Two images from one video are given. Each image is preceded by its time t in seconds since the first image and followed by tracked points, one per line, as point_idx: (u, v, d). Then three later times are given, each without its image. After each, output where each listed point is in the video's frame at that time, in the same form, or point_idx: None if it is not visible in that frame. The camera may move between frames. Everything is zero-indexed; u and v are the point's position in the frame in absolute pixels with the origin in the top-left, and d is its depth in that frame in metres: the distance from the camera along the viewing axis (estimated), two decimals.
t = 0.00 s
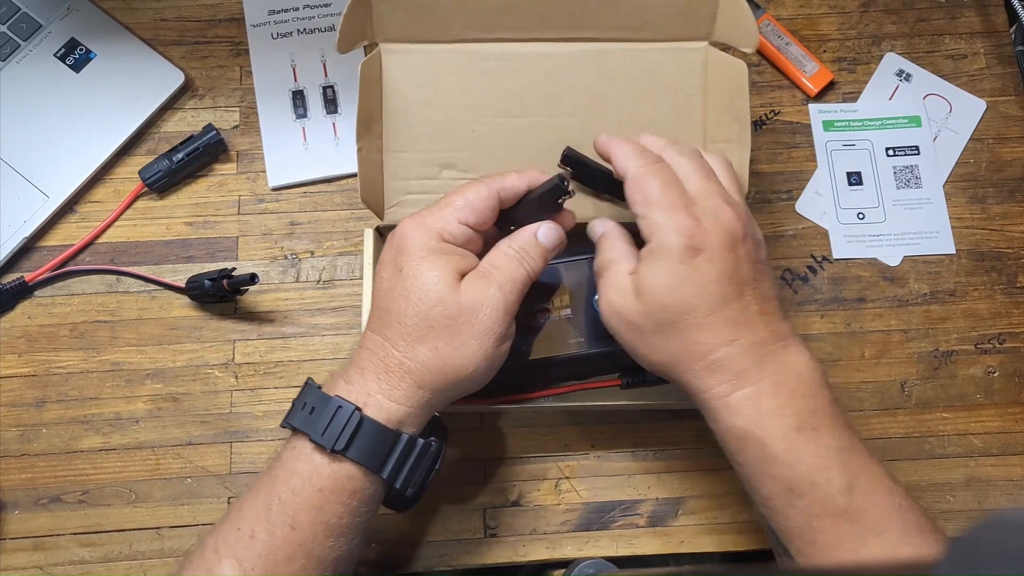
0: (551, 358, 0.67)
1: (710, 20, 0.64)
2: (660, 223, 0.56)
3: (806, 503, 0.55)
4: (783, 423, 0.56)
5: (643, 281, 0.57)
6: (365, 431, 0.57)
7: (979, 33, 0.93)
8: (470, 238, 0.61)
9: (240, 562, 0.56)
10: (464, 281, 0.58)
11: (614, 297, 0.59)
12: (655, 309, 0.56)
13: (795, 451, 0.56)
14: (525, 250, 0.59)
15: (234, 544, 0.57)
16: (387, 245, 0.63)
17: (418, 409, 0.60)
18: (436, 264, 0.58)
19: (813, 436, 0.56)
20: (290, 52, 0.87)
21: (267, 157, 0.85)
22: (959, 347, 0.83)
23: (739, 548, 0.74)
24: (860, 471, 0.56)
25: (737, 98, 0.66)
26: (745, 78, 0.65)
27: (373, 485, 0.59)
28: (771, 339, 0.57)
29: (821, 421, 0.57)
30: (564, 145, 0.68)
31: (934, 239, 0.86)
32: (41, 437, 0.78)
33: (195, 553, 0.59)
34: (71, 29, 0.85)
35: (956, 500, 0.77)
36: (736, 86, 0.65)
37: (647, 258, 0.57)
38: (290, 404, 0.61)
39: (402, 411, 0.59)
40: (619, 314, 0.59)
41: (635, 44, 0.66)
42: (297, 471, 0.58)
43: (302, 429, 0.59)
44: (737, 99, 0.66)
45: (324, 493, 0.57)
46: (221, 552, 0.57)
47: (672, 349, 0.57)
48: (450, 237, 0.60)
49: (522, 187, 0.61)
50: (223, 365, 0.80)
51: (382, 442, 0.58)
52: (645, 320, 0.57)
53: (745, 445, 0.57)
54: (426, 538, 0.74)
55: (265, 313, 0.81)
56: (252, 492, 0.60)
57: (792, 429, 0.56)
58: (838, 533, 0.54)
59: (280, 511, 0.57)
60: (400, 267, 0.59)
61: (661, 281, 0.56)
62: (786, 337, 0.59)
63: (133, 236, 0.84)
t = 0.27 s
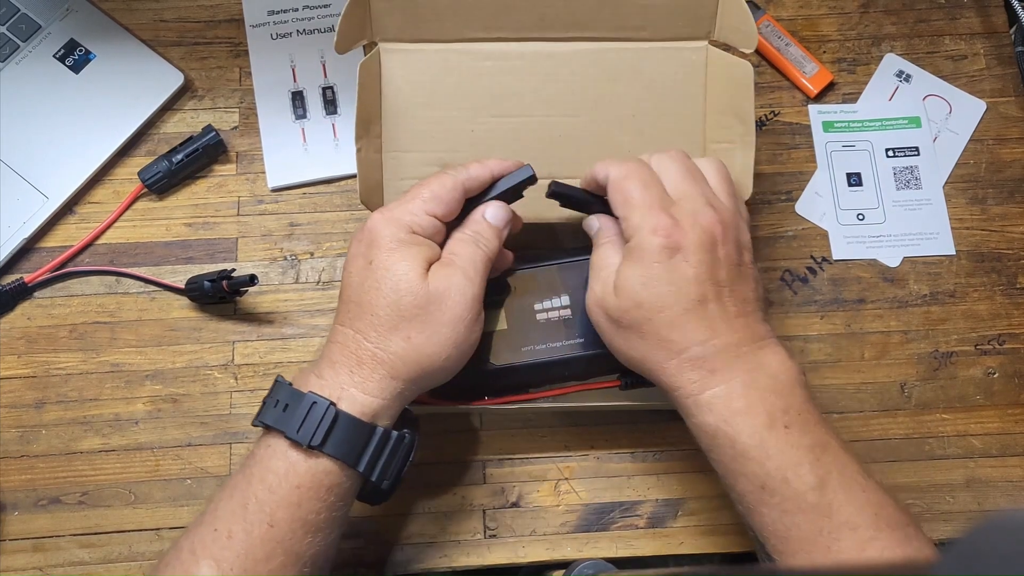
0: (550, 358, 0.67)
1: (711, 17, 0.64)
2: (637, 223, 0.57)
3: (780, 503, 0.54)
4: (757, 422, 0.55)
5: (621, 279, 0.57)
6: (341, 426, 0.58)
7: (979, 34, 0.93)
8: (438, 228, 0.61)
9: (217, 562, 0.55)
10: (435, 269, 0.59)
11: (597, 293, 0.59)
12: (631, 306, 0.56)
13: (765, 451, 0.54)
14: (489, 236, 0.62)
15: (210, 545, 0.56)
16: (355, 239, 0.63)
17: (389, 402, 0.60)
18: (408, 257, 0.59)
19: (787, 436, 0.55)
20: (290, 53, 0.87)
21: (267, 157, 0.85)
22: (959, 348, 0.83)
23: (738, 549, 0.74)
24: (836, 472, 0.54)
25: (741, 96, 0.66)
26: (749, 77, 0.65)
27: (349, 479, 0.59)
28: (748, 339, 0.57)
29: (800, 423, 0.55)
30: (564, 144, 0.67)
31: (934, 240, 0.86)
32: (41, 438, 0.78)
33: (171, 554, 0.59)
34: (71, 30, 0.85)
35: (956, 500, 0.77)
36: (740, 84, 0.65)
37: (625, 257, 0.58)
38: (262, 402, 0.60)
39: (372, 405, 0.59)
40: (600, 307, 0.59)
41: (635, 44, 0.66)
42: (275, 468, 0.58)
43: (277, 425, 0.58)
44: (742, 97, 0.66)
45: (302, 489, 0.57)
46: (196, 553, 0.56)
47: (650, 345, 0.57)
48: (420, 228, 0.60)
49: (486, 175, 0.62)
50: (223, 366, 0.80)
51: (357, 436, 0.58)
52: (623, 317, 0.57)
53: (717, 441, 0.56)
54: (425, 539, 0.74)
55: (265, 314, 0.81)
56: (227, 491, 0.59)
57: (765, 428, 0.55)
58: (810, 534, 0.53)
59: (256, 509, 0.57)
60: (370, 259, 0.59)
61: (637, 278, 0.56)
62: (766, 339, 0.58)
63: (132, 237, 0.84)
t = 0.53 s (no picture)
0: (550, 355, 0.68)
1: (716, 18, 0.64)
2: (696, 235, 0.59)
3: (834, 504, 0.59)
4: (815, 422, 0.60)
5: (682, 290, 0.59)
6: (349, 420, 0.58)
7: (979, 34, 0.93)
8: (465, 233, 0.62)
9: (219, 553, 0.55)
10: (458, 274, 0.60)
11: (651, 304, 0.60)
12: (699, 318, 0.58)
13: (825, 451, 0.60)
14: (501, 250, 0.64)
15: (210, 535, 0.56)
16: (378, 228, 0.62)
17: (392, 399, 0.61)
18: (438, 258, 0.59)
19: (841, 435, 0.61)
20: (290, 52, 0.87)
21: (267, 157, 0.85)
22: (959, 347, 0.83)
23: (739, 549, 0.74)
24: (880, 473, 0.61)
25: (736, 104, 0.66)
26: (741, 84, 0.64)
27: (350, 470, 0.60)
28: (790, 344, 0.62)
29: (845, 421, 0.62)
30: (564, 145, 0.68)
31: (934, 240, 0.86)
32: (41, 437, 0.78)
33: (163, 543, 0.58)
34: (71, 29, 0.85)
35: (957, 500, 0.77)
36: (735, 91, 0.65)
37: (684, 268, 0.59)
38: (263, 390, 0.60)
39: (378, 401, 0.60)
40: (656, 318, 0.60)
41: (636, 43, 0.66)
42: (278, 459, 0.58)
43: (280, 415, 0.58)
44: (735, 103, 0.66)
45: (307, 481, 0.58)
46: (195, 542, 0.56)
47: (708, 355, 0.60)
48: (448, 231, 0.60)
49: (516, 193, 0.65)
50: (223, 365, 0.80)
51: (362, 430, 0.58)
52: (688, 328, 0.59)
53: (777, 444, 0.60)
54: (426, 539, 0.74)
55: (265, 313, 0.81)
56: (225, 480, 0.59)
57: (822, 427, 0.60)
58: (867, 533, 0.58)
59: (260, 499, 0.57)
60: (399, 254, 0.59)
61: (704, 289, 0.58)
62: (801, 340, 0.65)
63: (133, 236, 0.84)
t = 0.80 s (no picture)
0: (550, 356, 0.68)
1: (717, 19, 0.64)
2: (693, 240, 0.58)
3: (831, 506, 0.59)
4: (810, 425, 0.61)
5: (678, 295, 0.59)
6: (345, 416, 0.58)
7: (979, 33, 0.93)
8: (463, 233, 0.62)
9: (219, 548, 0.56)
10: (454, 273, 0.60)
11: (647, 307, 0.60)
12: (695, 322, 0.58)
13: (821, 454, 0.60)
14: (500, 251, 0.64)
15: (210, 531, 0.57)
16: (376, 225, 0.62)
17: (387, 397, 0.61)
18: (434, 257, 0.59)
19: (837, 439, 0.61)
20: (290, 52, 0.87)
21: (267, 157, 0.85)
22: (959, 347, 0.83)
23: (739, 548, 0.74)
24: (877, 475, 0.61)
25: (736, 106, 0.66)
26: (741, 87, 0.64)
27: (348, 464, 0.60)
28: (787, 347, 0.62)
29: (842, 424, 0.62)
30: (564, 145, 0.68)
31: (934, 240, 0.86)
32: (41, 437, 0.78)
33: (165, 538, 0.59)
34: (71, 29, 0.85)
35: (956, 500, 0.77)
36: (735, 92, 0.65)
37: (680, 273, 0.59)
38: (260, 386, 0.60)
39: (373, 399, 0.60)
40: (653, 322, 0.60)
41: (636, 43, 0.66)
42: (276, 454, 0.58)
43: (277, 411, 0.58)
44: (735, 106, 0.66)
45: (304, 475, 0.58)
46: (195, 537, 0.57)
47: (704, 359, 0.60)
48: (446, 230, 0.61)
49: (513, 196, 0.65)
50: (223, 365, 0.80)
51: (359, 424, 0.58)
52: (684, 333, 0.59)
53: (773, 446, 0.61)
54: (426, 539, 0.74)
55: (265, 313, 0.81)
56: (224, 476, 0.59)
57: (818, 431, 0.61)
58: (861, 535, 0.58)
59: (258, 495, 0.57)
60: (396, 252, 0.59)
61: (700, 294, 0.58)
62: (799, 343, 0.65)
63: (133, 236, 0.84)
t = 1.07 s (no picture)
0: (550, 357, 0.68)
1: (717, 20, 0.64)
2: (683, 251, 0.57)
3: (818, 513, 0.60)
4: (796, 434, 0.61)
5: (663, 306, 0.59)
6: (340, 418, 0.58)
7: (979, 33, 0.93)
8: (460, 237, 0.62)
9: (214, 551, 0.56)
10: (450, 277, 0.60)
11: (632, 318, 0.61)
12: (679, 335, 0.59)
13: (808, 462, 0.60)
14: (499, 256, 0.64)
15: (206, 533, 0.57)
16: (375, 229, 0.62)
17: (381, 401, 0.61)
18: (429, 261, 0.59)
19: (825, 447, 0.61)
20: (290, 52, 0.87)
21: (267, 157, 0.85)
22: (959, 347, 0.83)
23: (738, 548, 0.74)
24: (868, 482, 0.61)
25: (736, 106, 0.66)
26: (741, 88, 0.65)
27: (343, 467, 0.60)
28: (776, 356, 0.62)
29: (831, 432, 0.62)
30: (564, 146, 0.68)
31: (933, 240, 0.86)
32: (41, 437, 0.78)
33: (161, 541, 0.59)
34: (71, 29, 0.85)
35: (956, 500, 0.77)
36: (735, 93, 0.65)
37: (666, 284, 0.59)
38: (255, 389, 0.60)
39: (367, 403, 0.60)
40: (637, 332, 0.60)
41: (636, 43, 0.66)
42: (271, 457, 0.59)
43: (272, 414, 0.58)
44: (735, 107, 0.66)
45: (299, 478, 0.58)
46: (191, 540, 0.57)
47: (689, 368, 0.61)
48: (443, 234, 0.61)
49: (511, 201, 0.65)
50: (223, 365, 0.80)
51: (354, 427, 0.58)
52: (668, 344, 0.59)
53: (759, 454, 0.61)
54: (425, 539, 0.74)
55: (265, 313, 0.81)
56: (219, 478, 0.60)
57: (804, 439, 0.61)
58: (849, 542, 0.59)
59: (254, 497, 0.57)
60: (392, 255, 0.59)
61: (684, 307, 0.58)
62: (791, 349, 0.64)
63: (132, 236, 0.84)
